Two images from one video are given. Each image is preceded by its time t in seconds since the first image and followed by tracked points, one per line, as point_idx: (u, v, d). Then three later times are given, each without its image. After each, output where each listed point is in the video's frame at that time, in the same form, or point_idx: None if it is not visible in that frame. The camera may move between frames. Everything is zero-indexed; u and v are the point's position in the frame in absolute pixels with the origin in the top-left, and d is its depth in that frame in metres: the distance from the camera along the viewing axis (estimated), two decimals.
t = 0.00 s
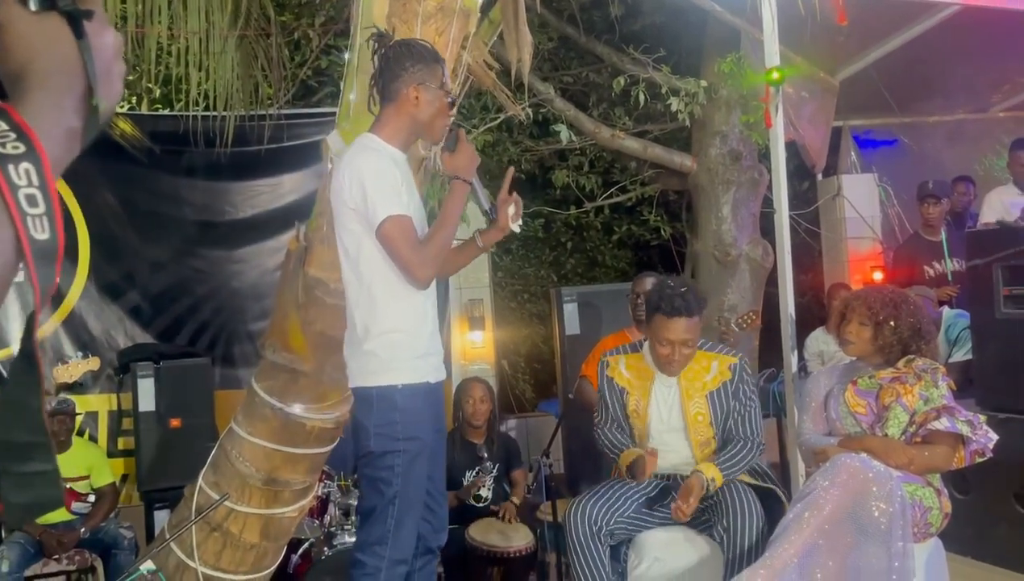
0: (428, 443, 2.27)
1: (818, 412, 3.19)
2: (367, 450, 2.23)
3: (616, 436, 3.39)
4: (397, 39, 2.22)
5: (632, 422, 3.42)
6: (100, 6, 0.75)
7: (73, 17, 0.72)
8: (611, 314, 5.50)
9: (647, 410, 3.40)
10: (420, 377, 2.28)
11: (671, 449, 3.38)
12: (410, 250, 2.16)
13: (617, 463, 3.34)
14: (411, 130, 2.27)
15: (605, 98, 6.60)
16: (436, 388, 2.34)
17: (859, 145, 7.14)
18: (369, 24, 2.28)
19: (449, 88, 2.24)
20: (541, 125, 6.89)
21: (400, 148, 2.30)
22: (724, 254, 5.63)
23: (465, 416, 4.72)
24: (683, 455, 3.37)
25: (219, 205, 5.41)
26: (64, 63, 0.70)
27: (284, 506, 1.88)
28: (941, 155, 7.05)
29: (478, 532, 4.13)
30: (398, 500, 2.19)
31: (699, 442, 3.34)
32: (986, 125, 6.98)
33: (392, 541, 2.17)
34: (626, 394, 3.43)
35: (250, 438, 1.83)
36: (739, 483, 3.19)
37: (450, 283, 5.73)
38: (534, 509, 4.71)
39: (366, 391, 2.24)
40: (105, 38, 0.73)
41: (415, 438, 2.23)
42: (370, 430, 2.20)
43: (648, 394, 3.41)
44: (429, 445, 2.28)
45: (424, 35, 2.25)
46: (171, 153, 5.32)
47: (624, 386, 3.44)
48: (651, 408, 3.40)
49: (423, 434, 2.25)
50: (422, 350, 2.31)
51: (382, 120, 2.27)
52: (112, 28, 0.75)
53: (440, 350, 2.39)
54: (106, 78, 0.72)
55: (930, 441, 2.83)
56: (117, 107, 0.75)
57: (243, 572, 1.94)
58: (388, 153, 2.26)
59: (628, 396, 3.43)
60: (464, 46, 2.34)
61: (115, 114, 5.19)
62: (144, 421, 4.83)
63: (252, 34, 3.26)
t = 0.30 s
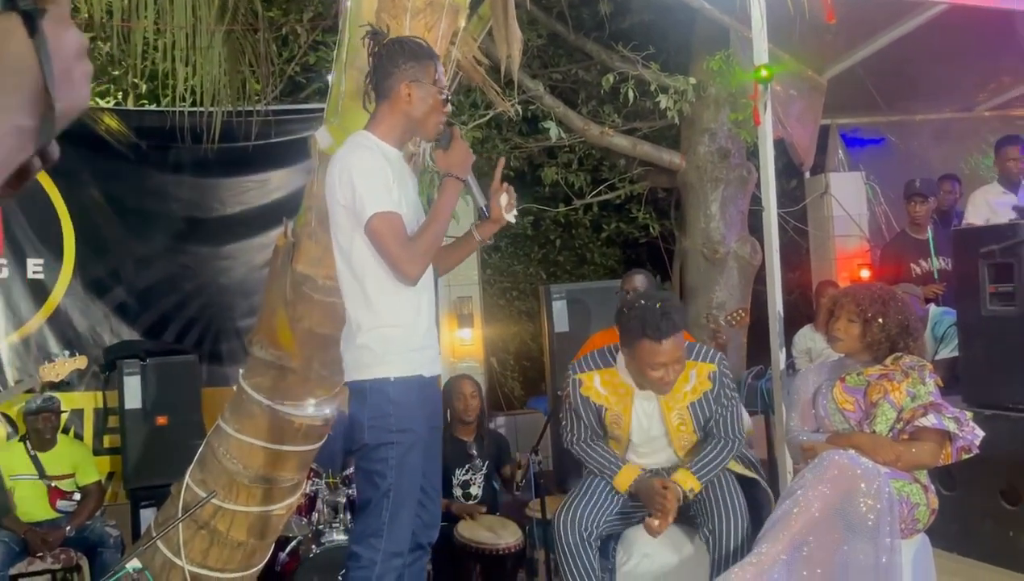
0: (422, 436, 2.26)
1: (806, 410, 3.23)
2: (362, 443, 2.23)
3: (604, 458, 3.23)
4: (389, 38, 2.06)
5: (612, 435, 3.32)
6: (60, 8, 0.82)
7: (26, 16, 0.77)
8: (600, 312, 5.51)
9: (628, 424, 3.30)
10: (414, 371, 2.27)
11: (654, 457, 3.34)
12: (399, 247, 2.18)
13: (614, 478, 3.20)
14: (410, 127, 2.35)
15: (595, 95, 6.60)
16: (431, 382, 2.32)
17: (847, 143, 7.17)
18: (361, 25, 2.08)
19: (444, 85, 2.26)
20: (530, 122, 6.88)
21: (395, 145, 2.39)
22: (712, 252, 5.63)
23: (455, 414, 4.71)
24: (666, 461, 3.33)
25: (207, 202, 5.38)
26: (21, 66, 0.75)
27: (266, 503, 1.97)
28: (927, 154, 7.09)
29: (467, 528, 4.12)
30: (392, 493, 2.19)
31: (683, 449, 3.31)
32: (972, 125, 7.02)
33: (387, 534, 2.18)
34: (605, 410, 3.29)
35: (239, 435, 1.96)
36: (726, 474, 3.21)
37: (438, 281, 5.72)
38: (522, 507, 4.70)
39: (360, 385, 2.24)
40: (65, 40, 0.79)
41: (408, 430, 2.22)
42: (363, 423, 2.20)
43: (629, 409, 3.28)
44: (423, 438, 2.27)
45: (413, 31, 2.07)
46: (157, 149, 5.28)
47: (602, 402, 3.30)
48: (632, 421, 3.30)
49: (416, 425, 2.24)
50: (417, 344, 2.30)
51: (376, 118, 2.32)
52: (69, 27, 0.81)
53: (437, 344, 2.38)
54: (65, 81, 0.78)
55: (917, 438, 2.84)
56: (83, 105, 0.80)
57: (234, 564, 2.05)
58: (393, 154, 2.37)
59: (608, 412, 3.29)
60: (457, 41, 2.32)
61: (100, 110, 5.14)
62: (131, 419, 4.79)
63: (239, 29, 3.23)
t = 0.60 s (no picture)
0: (410, 433, 2.25)
1: (795, 408, 3.25)
2: (350, 440, 2.23)
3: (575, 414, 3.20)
4: (382, 38, 2.22)
5: (591, 372, 3.27)
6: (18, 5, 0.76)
7: None
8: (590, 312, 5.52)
9: (610, 359, 3.25)
10: (403, 368, 2.25)
11: (633, 402, 3.28)
12: (386, 244, 2.15)
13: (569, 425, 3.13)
14: (397, 130, 2.27)
15: (584, 95, 6.61)
16: (421, 380, 2.30)
17: (835, 143, 7.20)
18: (352, 24, 2.27)
19: (434, 86, 2.24)
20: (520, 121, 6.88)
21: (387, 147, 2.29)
22: (702, 251, 5.63)
23: (446, 413, 4.71)
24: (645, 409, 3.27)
25: (195, 201, 5.36)
26: None
27: (255, 503, 2.02)
28: (914, 153, 7.13)
29: (457, 528, 4.12)
30: (380, 491, 2.18)
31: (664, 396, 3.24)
32: (959, 124, 7.06)
33: (376, 531, 2.18)
34: (588, 342, 3.27)
35: (229, 436, 2.00)
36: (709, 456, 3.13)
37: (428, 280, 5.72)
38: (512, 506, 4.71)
39: (348, 383, 2.23)
40: (16, 39, 0.73)
41: (395, 427, 2.22)
42: (350, 421, 2.20)
43: (612, 343, 3.26)
44: (411, 436, 2.26)
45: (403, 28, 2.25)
46: (146, 148, 5.25)
47: (586, 334, 3.27)
48: (615, 358, 3.26)
49: (404, 422, 2.23)
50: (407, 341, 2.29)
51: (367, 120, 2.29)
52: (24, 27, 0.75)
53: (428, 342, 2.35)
54: (16, 85, 0.72)
55: (905, 436, 2.84)
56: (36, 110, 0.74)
57: (223, 565, 2.09)
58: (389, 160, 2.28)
59: (590, 344, 3.26)
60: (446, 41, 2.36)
61: (88, 108, 5.11)
62: (119, 419, 4.77)
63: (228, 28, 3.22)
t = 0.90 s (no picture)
0: (401, 435, 2.25)
1: (785, 409, 3.27)
2: (342, 442, 2.24)
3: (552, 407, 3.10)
4: (371, 43, 2.20)
5: (581, 304, 3.12)
6: None
7: None
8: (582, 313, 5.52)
9: (597, 290, 3.11)
10: (392, 370, 2.24)
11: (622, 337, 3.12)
12: (373, 246, 2.14)
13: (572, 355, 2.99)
14: (386, 134, 2.25)
15: (576, 96, 6.63)
16: (412, 381, 2.29)
17: (826, 144, 7.23)
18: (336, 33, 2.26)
19: (423, 90, 2.22)
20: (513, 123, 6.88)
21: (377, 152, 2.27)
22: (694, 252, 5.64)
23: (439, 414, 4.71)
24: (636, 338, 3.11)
25: (187, 203, 5.34)
26: None
27: (250, 506, 2.03)
28: (904, 154, 7.17)
29: (449, 530, 4.13)
30: (373, 492, 2.19)
31: (653, 324, 3.09)
32: (949, 126, 7.10)
33: (370, 532, 2.19)
34: (574, 274, 3.13)
35: (220, 439, 2.00)
36: (681, 448, 2.96)
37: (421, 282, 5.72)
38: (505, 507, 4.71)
39: (338, 387, 2.23)
40: None
41: (386, 429, 2.21)
42: (341, 423, 2.20)
43: (598, 272, 3.12)
44: (402, 438, 2.25)
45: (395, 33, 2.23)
46: (137, 150, 5.24)
47: (572, 265, 3.13)
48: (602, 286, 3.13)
49: (394, 423, 2.23)
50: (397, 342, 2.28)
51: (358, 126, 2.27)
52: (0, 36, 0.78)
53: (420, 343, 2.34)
54: None
55: (895, 437, 2.86)
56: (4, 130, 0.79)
57: (215, 568, 2.09)
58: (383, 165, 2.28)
59: (577, 276, 3.12)
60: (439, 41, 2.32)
61: (79, 109, 5.10)
62: (110, 421, 4.76)
63: (219, 29, 3.23)
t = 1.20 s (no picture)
0: (394, 439, 2.25)
1: (779, 410, 3.27)
2: (339, 447, 2.25)
3: (530, 407, 3.02)
4: (359, 52, 2.12)
5: (556, 285, 3.05)
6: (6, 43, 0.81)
7: None
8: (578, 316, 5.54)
9: (572, 269, 3.06)
10: (384, 374, 2.25)
11: (596, 320, 3.05)
12: (368, 251, 2.16)
13: (545, 344, 2.96)
14: (381, 136, 2.29)
15: (571, 99, 6.60)
16: (406, 385, 2.30)
17: (820, 146, 7.26)
18: (330, 40, 2.11)
19: (412, 95, 2.22)
20: (508, 126, 6.90)
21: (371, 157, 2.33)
22: (688, 255, 5.66)
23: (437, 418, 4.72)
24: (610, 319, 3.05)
25: (182, 206, 5.35)
26: None
27: (246, 510, 2.03)
28: (898, 156, 7.20)
29: (445, 534, 4.14)
30: (368, 496, 2.20)
31: (624, 302, 3.07)
32: (942, 128, 7.13)
33: (365, 536, 2.20)
34: (549, 255, 3.07)
35: (217, 444, 2.01)
36: (660, 443, 2.95)
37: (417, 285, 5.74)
38: (501, 510, 4.72)
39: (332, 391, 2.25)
40: None
41: (380, 433, 2.22)
42: (337, 429, 2.23)
43: (573, 252, 3.07)
44: (397, 442, 2.26)
45: (389, 39, 2.12)
46: (132, 154, 5.24)
47: (545, 247, 3.08)
48: (576, 263, 3.07)
49: (388, 427, 2.24)
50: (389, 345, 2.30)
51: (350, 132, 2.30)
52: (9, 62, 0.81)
53: (414, 346, 2.36)
54: None
55: (889, 439, 2.88)
56: None
57: (210, 572, 2.10)
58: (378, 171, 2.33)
59: (551, 257, 3.07)
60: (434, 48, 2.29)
61: (74, 114, 5.09)
62: (106, 425, 4.77)
63: (214, 34, 3.25)
